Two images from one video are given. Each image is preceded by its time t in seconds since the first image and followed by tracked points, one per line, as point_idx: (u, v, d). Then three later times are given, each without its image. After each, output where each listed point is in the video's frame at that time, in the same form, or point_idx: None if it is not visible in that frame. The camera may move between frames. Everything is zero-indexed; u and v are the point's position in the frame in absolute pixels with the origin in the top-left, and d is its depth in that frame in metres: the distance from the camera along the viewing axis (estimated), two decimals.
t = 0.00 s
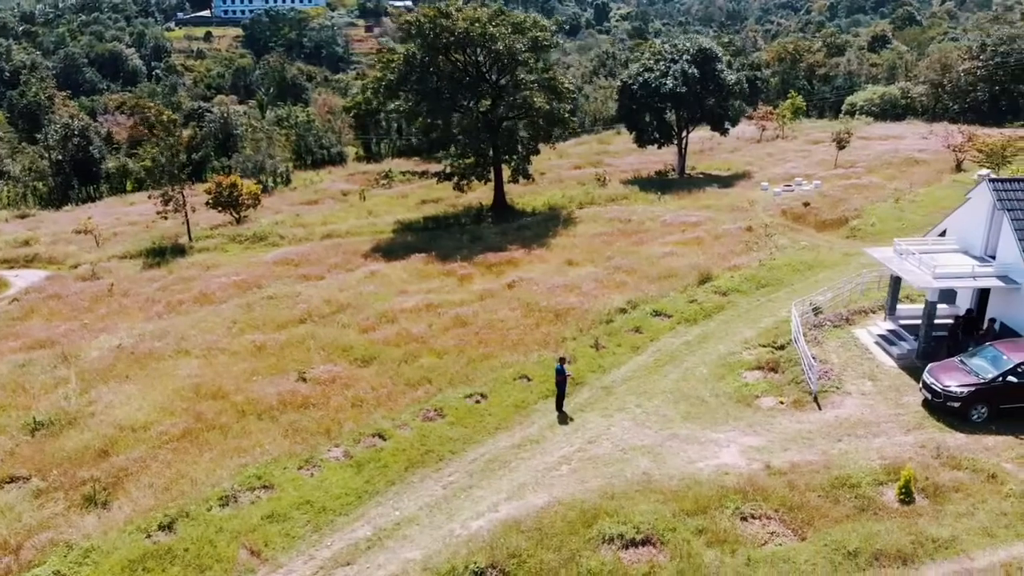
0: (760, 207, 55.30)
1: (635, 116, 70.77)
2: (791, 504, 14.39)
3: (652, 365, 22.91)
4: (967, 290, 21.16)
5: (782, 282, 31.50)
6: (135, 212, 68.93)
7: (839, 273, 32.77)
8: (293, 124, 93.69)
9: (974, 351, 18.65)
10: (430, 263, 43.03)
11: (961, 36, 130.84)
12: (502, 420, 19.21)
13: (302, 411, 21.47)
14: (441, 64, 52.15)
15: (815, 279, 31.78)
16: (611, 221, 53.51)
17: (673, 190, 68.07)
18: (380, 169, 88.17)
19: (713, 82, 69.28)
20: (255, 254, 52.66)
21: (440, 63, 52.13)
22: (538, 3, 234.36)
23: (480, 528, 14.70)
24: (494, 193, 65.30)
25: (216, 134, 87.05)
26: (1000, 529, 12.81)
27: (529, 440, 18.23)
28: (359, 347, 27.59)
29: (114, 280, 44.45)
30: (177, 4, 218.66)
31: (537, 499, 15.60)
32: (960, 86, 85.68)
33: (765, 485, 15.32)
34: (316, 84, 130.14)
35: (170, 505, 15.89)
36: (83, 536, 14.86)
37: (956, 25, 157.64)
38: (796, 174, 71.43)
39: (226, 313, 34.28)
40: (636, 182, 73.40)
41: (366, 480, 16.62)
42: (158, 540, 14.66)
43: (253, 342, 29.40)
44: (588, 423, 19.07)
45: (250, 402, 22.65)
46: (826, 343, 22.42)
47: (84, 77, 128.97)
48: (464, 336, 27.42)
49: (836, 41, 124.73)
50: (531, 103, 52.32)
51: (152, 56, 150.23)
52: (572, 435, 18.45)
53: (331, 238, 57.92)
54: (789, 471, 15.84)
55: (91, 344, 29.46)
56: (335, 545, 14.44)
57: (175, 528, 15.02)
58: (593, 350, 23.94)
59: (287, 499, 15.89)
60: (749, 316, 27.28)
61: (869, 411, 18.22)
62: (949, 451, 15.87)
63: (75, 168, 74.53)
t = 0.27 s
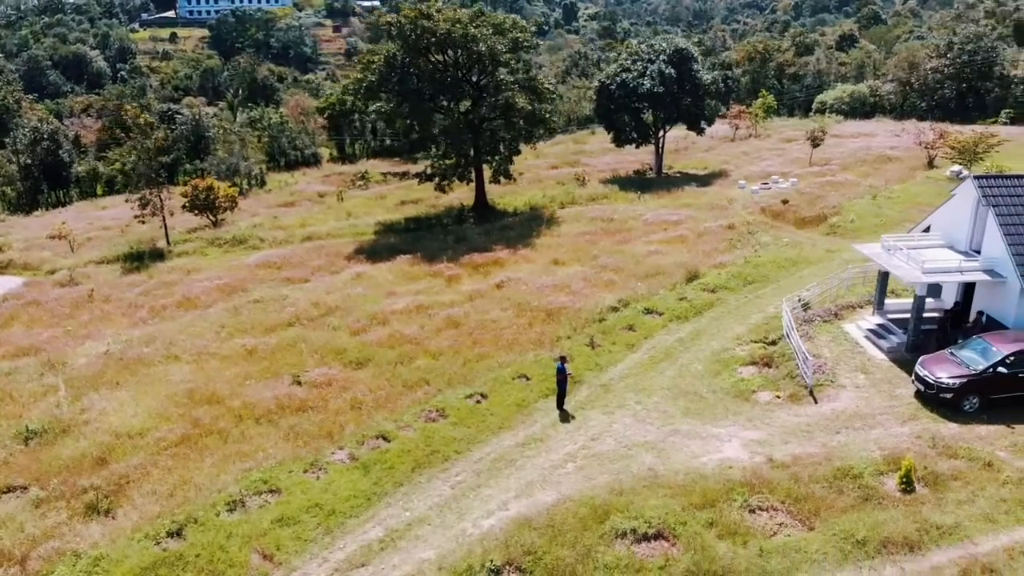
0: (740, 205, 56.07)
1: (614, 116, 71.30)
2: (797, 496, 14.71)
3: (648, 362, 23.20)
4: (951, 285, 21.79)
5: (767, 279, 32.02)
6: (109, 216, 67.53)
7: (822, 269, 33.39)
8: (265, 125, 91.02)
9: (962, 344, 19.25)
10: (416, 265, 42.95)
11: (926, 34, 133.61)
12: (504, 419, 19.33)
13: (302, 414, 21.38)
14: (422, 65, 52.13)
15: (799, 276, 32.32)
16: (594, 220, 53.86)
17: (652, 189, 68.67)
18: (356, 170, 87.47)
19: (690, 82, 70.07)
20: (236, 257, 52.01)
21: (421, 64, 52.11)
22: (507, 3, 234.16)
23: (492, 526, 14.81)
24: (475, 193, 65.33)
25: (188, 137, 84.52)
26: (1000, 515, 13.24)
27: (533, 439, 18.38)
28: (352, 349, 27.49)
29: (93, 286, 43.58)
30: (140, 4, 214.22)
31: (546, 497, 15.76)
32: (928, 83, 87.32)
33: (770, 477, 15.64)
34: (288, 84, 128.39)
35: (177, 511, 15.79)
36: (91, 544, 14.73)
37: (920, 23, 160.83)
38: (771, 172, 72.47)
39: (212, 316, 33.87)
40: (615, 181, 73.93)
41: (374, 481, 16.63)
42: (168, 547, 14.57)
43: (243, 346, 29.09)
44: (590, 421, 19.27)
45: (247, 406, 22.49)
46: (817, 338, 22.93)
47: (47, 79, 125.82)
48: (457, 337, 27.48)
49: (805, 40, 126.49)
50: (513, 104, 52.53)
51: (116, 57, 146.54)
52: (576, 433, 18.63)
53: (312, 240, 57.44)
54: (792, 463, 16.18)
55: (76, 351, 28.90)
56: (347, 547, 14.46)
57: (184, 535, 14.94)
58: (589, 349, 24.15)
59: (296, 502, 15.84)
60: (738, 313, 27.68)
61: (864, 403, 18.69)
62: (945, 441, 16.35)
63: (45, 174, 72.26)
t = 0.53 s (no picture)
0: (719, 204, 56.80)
1: (592, 116, 71.81)
2: (802, 488, 15.04)
3: (644, 360, 23.51)
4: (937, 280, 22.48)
5: (753, 276, 32.53)
6: (83, 220, 66.19)
7: (805, 266, 34.04)
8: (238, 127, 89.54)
9: (951, 337, 19.88)
10: (402, 266, 42.89)
11: (892, 33, 136.18)
12: (507, 419, 19.48)
13: (301, 417, 21.30)
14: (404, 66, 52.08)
15: (784, 272, 32.91)
16: (577, 220, 54.21)
17: (631, 189, 69.24)
18: (332, 171, 86.80)
19: (667, 82, 70.81)
20: (217, 260, 51.36)
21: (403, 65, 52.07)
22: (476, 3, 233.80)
23: (503, 524, 14.95)
24: (456, 194, 65.35)
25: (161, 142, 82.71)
26: (1000, 502, 13.70)
27: (538, 437, 18.55)
28: (346, 351, 27.41)
29: (72, 291, 42.74)
30: (103, 6, 209.89)
31: (555, 494, 15.93)
32: (897, 82, 89.10)
33: (773, 470, 15.99)
34: (260, 85, 126.55)
35: (185, 518, 15.69)
36: (101, 552, 14.62)
37: (885, 22, 163.88)
38: (748, 170, 73.49)
39: (199, 320, 33.47)
40: (595, 181, 74.46)
41: (382, 483, 16.67)
42: (178, 554, 14.50)
43: (234, 349, 28.83)
44: (592, 418, 19.49)
45: (244, 410, 22.34)
46: (808, 333, 23.45)
47: (10, 81, 122.64)
48: (452, 338, 27.55)
49: (775, 40, 128.22)
50: (495, 104, 52.72)
51: (81, 59, 143.10)
52: (579, 431, 18.83)
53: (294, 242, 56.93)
54: (794, 456, 16.55)
55: (63, 358, 28.37)
56: (361, 548, 14.50)
57: (194, 540, 14.87)
58: (585, 347, 24.38)
59: (305, 505, 15.83)
60: (728, 310, 28.11)
61: (859, 396, 19.20)
62: (939, 431, 16.87)
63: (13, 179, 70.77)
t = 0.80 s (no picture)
0: (700, 202, 57.43)
1: (571, 116, 72.18)
2: (805, 480, 15.37)
3: (640, 357, 23.78)
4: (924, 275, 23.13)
5: (739, 274, 32.99)
6: (56, 224, 64.77)
7: (789, 264, 34.62)
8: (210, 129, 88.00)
9: (941, 330, 20.54)
10: (388, 268, 42.78)
11: (859, 33, 138.65)
12: (509, 418, 19.61)
13: (300, 420, 21.22)
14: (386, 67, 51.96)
15: (769, 271, 33.47)
16: (561, 220, 54.47)
17: (612, 188, 69.67)
18: (309, 171, 86.01)
19: (645, 82, 71.43)
20: (197, 263, 50.68)
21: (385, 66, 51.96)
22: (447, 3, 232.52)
23: (515, 522, 15.07)
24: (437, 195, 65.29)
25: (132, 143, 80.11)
26: (998, 489, 14.14)
27: (541, 435, 18.71)
28: (340, 354, 27.33)
29: (51, 298, 41.89)
30: (67, 7, 205.26)
31: (563, 491, 16.09)
32: (867, 80, 90.85)
33: (776, 462, 16.32)
34: (231, 87, 124.61)
35: (192, 524, 15.61)
36: (109, 561, 14.53)
37: (853, 21, 166.49)
38: (725, 169, 74.39)
39: (187, 324, 33.04)
40: (574, 181, 74.90)
41: (390, 484, 16.69)
42: (189, 560, 14.43)
43: (225, 354, 28.57)
44: (593, 416, 19.69)
45: (241, 415, 22.20)
46: (800, 328, 23.98)
47: None
48: (446, 339, 27.60)
49: (747, 39, 129.68)
50: (477, 105, 52.77)
51: (45, 61, 139.66)
52: (582, 428, 19.02)
53: (275, 244, 56.34)
54: (795, 449, 16.92)
55: (50, 365, 27.83)
56: (373, 549, 14.53)
57: (204, 546, 14.81)
58: (581, 346, 24.59)
59: (314, 508, 15.82)
60: (718, 307, 28.53)
61: (854, 389, 19.71)
62: (934, 422, 17.40)
63: None
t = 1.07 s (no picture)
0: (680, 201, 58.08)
1: (551, 116, 72.51)
2: (808, 471, 15.72)
3: (635, 355, 24.09)
4: (909, 270, 23.81)
5: (725, 271, 33.51)
6: (28, 228, 63.34)
7: (773, 261, 35.24)
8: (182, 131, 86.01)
9: (929, 324, 21.15)
10: (374, 270, 42.66)
11: (828, 32, 141.04)
12: (511, 417, 19.77)
13: (300, 423, 21.15)
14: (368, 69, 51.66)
15: (754, 268, 34.03)
16: (544, 220, 54.76)
17: (592, 187, 70.15)
18: (285, 173, 85.19)
19: (623, 82, 71.99)
20: (178, 266, 49.99)
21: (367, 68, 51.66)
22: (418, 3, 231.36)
23: (526, 519, 15.24)
24: (419, 196, 65.21)
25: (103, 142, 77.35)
26: (995, 476, 14.61)
27: (544, 434, 18.90)
28: (334, 356, 27.25)
29: (29, 304, 41.03)
30: (28, 8, 200.45)
31: (571, 488, 16.30)
32: (837, 79, 92.54)
33: (778, 455, 16.69)
34: (201, 87, 122.48)
35: (201, 529, 15.54)
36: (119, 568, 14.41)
37: (821, 19, 168.86)
38: (702, 168, 75.24)
39: (174, 329, 32.64)
40: (554, 181, 75.29)
41: (398, 484, 16.77)
42: (201, 565, 14.38)
43: (216, 358, 28.31)
44: (594, 413, 19.94)
45: (239, 419, 22.06)
46: (791, 324, 24.49)
47: None
48: (440, 340, 27.67)
49: (719, 39, 130.95)
50: (461, 106, 52.83)
51: (7, 64, 135.71)
52: (584, 426, 19.25)
53: (256, 246, 55.79)
54: (795, 442, 17.31)
55: (36, 372, 27.32)
56: (387, 549, 14.61)
57: (215, 551, 14.76)
58: (576, 344, 24.83)
59: (322, 511, 15.82)
60: (707, 304, 28.97)
61: (847, 382, 20.23)
62: (927, 412, 17.93)
63: None
